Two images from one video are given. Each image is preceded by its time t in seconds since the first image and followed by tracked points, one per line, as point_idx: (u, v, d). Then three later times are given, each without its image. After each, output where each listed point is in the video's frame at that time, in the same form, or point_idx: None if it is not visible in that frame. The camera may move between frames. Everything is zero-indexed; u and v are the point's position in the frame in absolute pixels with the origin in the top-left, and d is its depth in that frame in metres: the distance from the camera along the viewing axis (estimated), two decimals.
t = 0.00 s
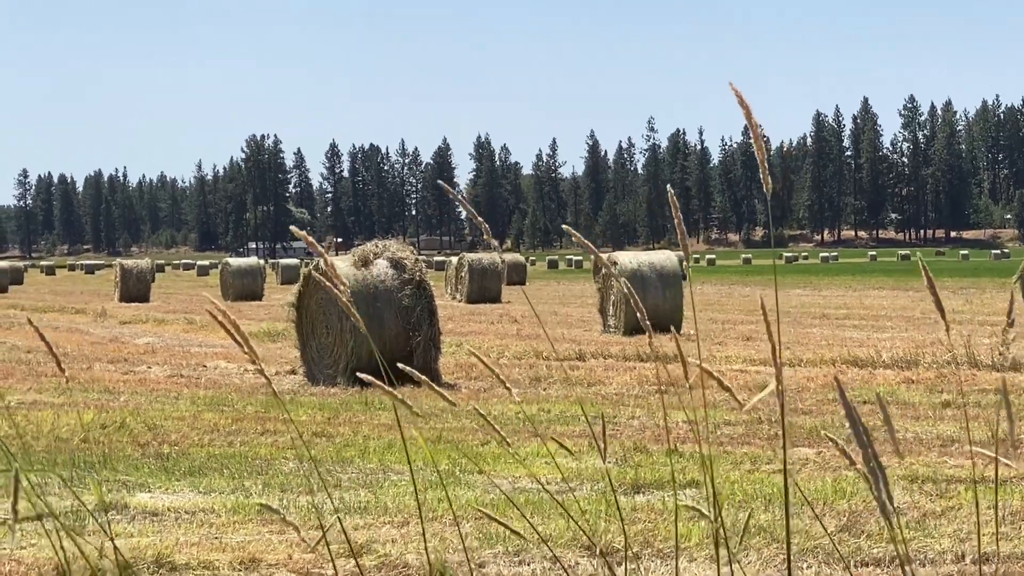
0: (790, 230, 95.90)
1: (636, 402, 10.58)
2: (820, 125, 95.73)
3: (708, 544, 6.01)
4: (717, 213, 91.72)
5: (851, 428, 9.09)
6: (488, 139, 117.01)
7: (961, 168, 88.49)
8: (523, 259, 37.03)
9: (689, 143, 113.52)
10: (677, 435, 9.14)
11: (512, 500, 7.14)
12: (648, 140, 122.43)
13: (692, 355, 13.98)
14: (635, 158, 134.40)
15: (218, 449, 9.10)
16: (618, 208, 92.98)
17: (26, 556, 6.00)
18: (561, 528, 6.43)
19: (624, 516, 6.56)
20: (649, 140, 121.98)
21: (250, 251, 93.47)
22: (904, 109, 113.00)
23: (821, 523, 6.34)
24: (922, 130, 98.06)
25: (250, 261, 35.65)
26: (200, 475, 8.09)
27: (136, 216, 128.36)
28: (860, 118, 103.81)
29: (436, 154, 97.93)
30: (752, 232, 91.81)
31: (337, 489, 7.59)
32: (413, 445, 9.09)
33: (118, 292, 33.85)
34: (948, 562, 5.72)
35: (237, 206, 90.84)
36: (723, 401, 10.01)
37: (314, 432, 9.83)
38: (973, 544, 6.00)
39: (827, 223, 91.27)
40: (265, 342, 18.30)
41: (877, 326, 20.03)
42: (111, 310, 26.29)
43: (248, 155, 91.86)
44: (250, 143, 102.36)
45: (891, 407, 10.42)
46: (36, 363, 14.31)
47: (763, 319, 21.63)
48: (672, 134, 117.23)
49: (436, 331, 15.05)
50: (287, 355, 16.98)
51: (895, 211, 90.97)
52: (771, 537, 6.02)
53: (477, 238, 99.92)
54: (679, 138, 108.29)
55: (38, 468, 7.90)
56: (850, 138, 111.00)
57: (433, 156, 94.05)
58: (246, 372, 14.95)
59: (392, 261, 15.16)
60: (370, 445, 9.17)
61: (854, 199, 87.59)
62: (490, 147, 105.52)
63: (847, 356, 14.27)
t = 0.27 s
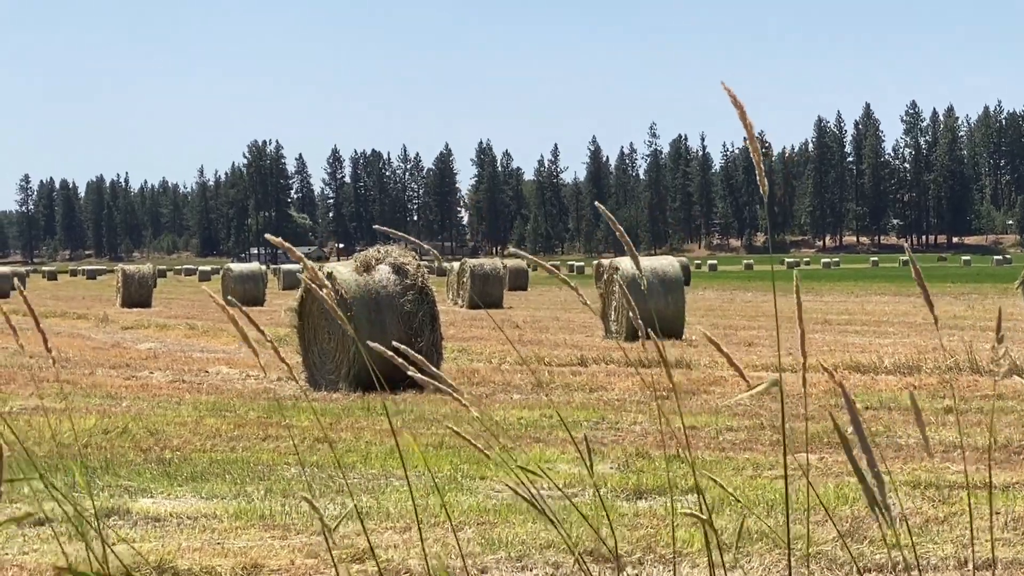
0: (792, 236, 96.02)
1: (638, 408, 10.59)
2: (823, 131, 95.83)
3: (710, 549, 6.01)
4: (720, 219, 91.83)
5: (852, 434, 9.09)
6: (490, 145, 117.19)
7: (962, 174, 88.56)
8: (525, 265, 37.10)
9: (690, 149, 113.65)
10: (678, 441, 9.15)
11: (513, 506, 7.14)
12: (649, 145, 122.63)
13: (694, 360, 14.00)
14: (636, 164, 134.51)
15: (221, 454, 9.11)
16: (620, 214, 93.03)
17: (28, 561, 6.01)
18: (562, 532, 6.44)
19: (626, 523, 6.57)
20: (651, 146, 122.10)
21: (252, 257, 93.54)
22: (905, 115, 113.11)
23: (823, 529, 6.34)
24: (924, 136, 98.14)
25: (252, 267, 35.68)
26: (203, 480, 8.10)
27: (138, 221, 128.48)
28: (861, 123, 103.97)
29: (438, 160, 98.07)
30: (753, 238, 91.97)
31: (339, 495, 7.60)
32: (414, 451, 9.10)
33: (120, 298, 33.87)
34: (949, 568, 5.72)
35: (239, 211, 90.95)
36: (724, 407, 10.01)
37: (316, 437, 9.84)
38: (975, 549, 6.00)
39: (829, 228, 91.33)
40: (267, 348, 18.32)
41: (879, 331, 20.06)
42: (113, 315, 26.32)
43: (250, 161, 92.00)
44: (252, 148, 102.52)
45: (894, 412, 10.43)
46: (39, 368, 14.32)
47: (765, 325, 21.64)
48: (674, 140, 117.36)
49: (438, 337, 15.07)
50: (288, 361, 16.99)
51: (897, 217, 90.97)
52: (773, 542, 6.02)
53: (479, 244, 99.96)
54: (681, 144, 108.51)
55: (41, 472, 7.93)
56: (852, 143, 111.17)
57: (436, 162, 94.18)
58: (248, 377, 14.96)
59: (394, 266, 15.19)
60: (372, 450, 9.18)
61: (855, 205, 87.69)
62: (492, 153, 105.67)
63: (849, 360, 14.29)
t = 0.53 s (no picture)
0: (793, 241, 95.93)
1: (639, 413, 10.59)
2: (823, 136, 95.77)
3: (710, 555, 6.02)
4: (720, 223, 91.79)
5: (852, 439, 9.09)
6: (490, 150, 117.22)
7: (963, 179, 88.62)
8: (525, 269, 37.11)
9: (691, 153, 113.62)
10: (679, 445, 9.17)
11: (513, 511, 7.15)
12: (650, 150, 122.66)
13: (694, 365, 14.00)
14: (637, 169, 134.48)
15: (221, 458, 9.11)
16: (621, 218, 92.99)
17: (29, 566, 6.02)
18: (561, 538, 6.45)
19: (627, 527, 6.57)
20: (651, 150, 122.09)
21: (252, 261, 93.52)
22: (906, 120, 113.12)
23: (825, 534, 6.35)
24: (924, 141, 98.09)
25: (253, 271, 35.68)
26: (204, 485, 8.10)
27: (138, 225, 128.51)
28: (862, 128, 103.92)
29: (438, 164, 98.05)
30: (754, 243, 91.92)
31: (340, 500, 7.60)
32: (414, 456, 9.10)
33: (121, 302, 33.87)
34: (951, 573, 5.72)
35: (239, 215, 90.96)
36: (724, 412, 10.02)
37: (316, 441, 9.84)
38: (977, 554, 5.99)
39: (830, 233, 91.23)
40: (268, 353, 18.33)
41: (880, 336, 20.04)
42: (114, 320, 26.34)
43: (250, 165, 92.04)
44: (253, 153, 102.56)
45: (894, 418, 10.43)
46: (39, 371, 14.33)
47: (765, 329, 21.66)
48: (674, 144, 117.33)
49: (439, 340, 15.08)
50: (289, 365, 17.00)
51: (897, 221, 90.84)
52: (774, 547, 6.02)
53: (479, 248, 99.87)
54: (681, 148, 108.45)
55: (42, 476, 7.94)
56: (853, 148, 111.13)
57: (436, 166, 94.15)
58: (249, 382, 14.96)
59: (395, 270, 15.20)
60: (373, 455, 9.19)
61: (856, 210, 87.63)
62: (492, 158, 105.67)
63: (850, 365, 14.29)
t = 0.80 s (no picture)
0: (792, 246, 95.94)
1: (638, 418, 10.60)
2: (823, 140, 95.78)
3: (709, 559, 6.02)
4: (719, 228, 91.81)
5: (854, 444, 9.08)
6: (489, 155, 117.24)
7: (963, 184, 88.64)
8: (524, 274, 37.11)
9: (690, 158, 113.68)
10: (679, 451, 9.16)
11: (513, 515, 7.16)
12: (649, 155, 122.73)
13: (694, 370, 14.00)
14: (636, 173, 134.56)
15: (220, 463, 9.11)
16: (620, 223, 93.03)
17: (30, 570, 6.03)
18: (561, 543, 6.45)
19: (627, 532, 6.57)
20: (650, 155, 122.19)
21: (252, 266, 93.48)
22: (905, 124, 113.23)
23: (822, 538, 6.37)
24: (923, 145, 98.12)
25: (252, 276, 35.68)
26: (203, 489, 8.09)
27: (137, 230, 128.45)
28: (861, 133, 104.00)
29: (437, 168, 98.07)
30: (753, 247, 91.97)
31: (341, 504, 7.60)
32: (414, 460, 9.11)
33: (120, 307, 33.85)
34: None
35: (239, 220, 90.97)
36: (724, 417, 10.03)
37: (316, 446, 9.87)
38: (977, 559, 5.99)
39: (829, 238, 91.24)
40: (267, 358, 18.33)
41: (879, 341, 20.05)
42: (113, 324, 26.33)
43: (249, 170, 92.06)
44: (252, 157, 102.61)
45: (894, 423, 10.43)
46: (39, 377, 14.32)
47: (764, 334, 21.68)
48: (674, 148, 117.31)
49: (438, 346, 15.08)
50: (288, 370, 16.99)
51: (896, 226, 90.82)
52: (773, 552, 6.03)
53: (478, 253, 99.84)
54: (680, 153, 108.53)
55: (42, 481, 7.94)
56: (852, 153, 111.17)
57: (435, 171, 94.13)
58: (248, 387, 14.96)
59: (394, 275, 15.20)
60: (372, 459, 9.20)
61: (855, 215, 87.67)
62: (491, 162, 105.66)
63: (849, 370, 14.30)
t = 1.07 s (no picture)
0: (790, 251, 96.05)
1: (635, 422, 10.60)
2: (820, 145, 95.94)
3: (705, 564, 6.02)
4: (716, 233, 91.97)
5: (850, 449, 9.10)
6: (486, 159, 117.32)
7: (960, 189, 88.75)
8: (521, 279, 37.10)
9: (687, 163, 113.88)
10: (676, 455, 9.17)
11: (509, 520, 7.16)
12: (646, 159, 122.86)
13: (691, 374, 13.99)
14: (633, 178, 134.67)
15: (216, 467, 9.10)
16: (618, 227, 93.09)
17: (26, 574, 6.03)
18: (557, 548, 6.46)
19: (624, 536, 6.57)
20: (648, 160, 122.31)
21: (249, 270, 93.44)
22: (902, 129, 113.40)
23: (819, 543, 6.38)
24: (920, 150, 98.28)
25: (249, 281, 35.65)
26: (200, 494, 8.08)
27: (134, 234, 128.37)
28: (857, 138, 104.16)
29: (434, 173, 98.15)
30: (750, 252, 92.10)
31: (338, 508, 7.60)
32: (411, 465, 9.11)
33: (116, 311, 33.82)
34: None
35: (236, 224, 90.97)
36: (721, 422, 10.03)
37: (312, 450, 9.86)
38: (974, 565, 5.99)
39: (827, 242, 91.33)
40: (264, 362, 18.32)
41: (875, 346, 20.06)
42: (110, 328, 26.31)
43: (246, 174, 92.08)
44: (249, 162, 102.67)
45: (891, 427, 10.43)
46: (36, 381, 14.31)
47: (761, 339, 21.70)
48: (671, 153, 117.42)
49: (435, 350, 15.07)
50: (285, 375, 16.99)
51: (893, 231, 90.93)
52: (770, 557, 6.03)
53: (475, 257, 99.84)
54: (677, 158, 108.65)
55: (39, 486, 7.93)
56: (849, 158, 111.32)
57: (432, 176, 94.19)
58: (245, 391, 14.96)
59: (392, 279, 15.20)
60: (369, 464, 9.18)
61: (852, 220, 87.78)
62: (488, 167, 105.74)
63: (847, 375, 14.31)
